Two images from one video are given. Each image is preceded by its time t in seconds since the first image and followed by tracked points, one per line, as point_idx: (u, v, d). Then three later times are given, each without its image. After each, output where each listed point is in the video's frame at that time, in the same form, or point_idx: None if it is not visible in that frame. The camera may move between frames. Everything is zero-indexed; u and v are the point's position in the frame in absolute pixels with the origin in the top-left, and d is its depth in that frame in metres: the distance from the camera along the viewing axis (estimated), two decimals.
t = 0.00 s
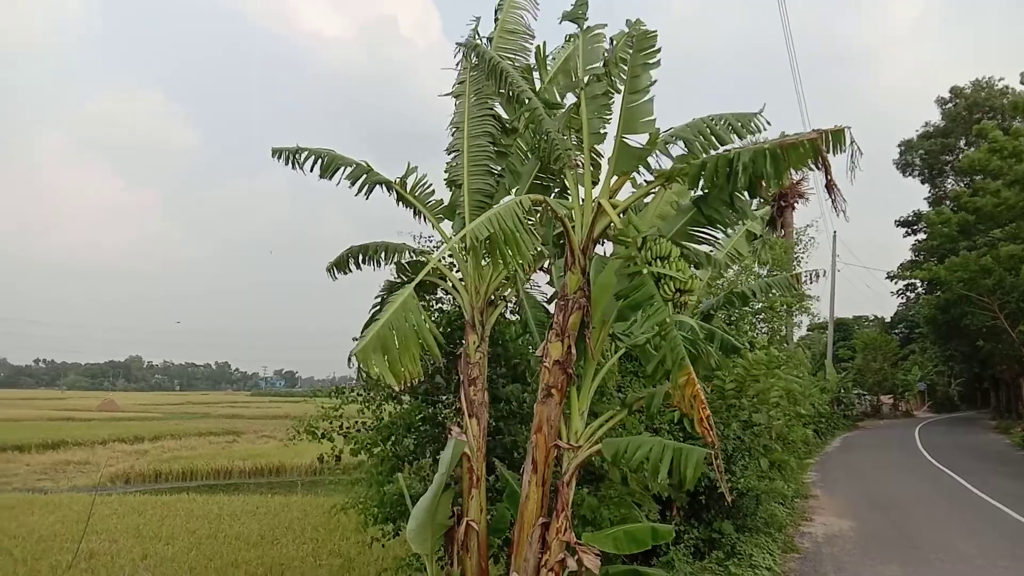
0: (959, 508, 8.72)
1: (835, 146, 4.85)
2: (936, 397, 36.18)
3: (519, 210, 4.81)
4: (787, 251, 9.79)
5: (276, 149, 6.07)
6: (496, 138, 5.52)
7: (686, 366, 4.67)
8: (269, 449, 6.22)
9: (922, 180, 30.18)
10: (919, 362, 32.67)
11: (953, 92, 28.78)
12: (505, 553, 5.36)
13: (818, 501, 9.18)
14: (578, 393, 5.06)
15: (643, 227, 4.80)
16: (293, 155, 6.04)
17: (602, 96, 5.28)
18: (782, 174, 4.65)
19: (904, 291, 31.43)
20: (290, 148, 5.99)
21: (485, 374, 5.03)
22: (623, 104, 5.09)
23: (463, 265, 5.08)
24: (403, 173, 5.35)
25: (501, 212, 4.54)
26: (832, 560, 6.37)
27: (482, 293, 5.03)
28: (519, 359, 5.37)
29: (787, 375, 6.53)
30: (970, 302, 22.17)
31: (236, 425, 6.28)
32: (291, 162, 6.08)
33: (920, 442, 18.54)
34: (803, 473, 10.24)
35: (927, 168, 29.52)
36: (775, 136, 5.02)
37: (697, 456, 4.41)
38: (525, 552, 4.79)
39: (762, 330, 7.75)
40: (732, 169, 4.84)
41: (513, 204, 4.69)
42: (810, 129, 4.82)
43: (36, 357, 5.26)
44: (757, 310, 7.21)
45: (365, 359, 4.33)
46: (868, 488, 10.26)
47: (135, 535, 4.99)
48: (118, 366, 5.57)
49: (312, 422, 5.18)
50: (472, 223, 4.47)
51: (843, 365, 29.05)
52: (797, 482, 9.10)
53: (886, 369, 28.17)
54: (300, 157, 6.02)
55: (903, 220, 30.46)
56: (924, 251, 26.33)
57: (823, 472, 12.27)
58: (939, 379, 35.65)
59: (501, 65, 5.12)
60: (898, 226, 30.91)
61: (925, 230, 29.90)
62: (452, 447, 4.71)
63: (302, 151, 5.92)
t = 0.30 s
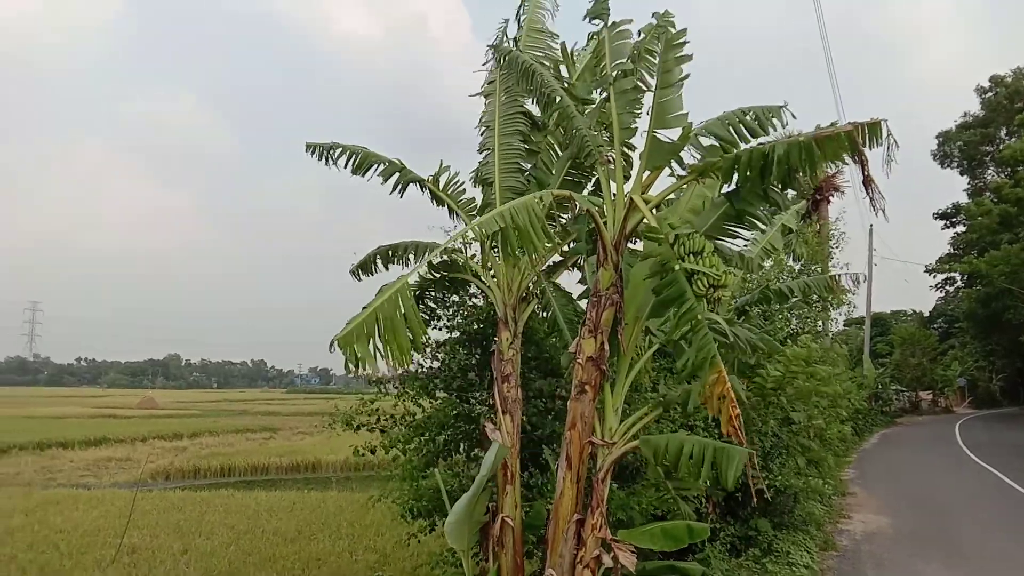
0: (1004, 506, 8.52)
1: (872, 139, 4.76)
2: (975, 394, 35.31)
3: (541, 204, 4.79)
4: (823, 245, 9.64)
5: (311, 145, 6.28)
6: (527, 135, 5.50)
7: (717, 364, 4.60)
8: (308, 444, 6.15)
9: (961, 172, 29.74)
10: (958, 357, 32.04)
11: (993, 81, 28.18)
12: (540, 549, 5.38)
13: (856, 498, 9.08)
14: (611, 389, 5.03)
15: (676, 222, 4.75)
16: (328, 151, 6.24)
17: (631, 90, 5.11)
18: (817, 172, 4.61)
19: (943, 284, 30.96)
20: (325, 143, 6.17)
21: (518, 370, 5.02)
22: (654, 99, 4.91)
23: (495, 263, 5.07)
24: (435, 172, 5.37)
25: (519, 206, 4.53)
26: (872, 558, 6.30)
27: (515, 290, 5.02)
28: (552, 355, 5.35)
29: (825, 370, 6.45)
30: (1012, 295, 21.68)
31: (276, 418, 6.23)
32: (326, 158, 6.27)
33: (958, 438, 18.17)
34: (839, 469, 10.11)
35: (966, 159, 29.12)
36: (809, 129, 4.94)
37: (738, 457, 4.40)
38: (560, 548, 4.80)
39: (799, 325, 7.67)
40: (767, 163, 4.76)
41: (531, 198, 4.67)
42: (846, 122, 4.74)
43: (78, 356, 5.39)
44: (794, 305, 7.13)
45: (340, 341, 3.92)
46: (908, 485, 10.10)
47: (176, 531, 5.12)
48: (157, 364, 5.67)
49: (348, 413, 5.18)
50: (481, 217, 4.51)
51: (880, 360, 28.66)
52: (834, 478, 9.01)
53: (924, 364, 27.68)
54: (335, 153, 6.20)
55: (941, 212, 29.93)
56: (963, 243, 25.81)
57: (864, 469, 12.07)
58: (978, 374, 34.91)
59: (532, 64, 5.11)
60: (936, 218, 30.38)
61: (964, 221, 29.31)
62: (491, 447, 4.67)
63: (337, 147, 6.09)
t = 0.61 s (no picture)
0: None
1: (923, 130, 4.60)
2: None
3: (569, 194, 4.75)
4: (869, 236, 9.43)
5: (351, 142, 6.36)
6: (564, 129, 5.42)
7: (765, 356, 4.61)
8: (352, 436, 6.22)
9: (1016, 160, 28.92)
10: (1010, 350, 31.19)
11: None
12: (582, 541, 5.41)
13: (905, 493, 8.93)
14: (653, 383, 4.99)
15: (720, 214, 4.69)
16: (369, 147, 6.29)
17: (674, 82, 5.06)
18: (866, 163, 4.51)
19: (994, 277, 30.10)
20: (365, 140, 6.22)
21: (559, 364, 4.99)
22: (696, 90, 4.87)
23: (535, 257, 5.05)
24: (474, 166, 5.37)
25: (545, 194, 4.50)
26: (920, 555, 6.21)
27: (555, 283, 4.97)
28: (594, 349, 5.33)
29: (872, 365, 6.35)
30: None
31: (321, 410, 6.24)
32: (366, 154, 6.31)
33: (1008, 434, 17.73)
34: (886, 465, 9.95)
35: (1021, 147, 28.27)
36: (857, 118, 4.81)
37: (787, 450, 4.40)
38: (603, 541, 4.79)
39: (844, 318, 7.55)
40: (814, 154, 4.70)
41: (559, 188, 4.63)
42: (897, 112, 4.60)
43: (128, 350, 5.55)
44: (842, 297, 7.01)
45: (328, 311, 4.35)
46: (957, 481, 9.90)
47: (224, 520, 5.28)
48: (204, 358, 5.80)
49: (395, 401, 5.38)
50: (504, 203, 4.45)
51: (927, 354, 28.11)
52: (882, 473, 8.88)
53: (974, 358, 26.99)
54: (375, 149, 6.25)
55: (991, 202, 29.15)
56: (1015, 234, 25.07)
57: (912, 464, 11.83)
58: None
59: (567, 59, 5.05)
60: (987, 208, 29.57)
61: (1017, 211, 28.47)
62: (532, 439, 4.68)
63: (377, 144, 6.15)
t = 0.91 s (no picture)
0: None
1: (967, 115, 4.39)
2: None
3: (597, 182, 4.55)
4: (910, 228, 9.25)
5: (382, 138, 6.36)
6: (599, 120, 5.34)
7: (804, 349, 4.54)
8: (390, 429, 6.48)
9: None
10: None
11: None
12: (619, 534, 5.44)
13: (948, 488, 8.79)
14: (691, 376, 4.96)
15: (761, 204, 4.62)
16: (401, 143, 6.29)
17: (712, 71, 5.02)
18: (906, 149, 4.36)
19: None
20: (397, 136, 6.23)
21: (595, 357, 4.93)
22: (735, 79, 4.83)
23: (570, 248, 4.95)
24: (509, 158, 5.31)
25: (571, 180, 4.33)
26: (964, 551, 6.16)
27: (591, 275, 4.87)
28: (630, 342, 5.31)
29: (915, 358, 6.26)
30: None
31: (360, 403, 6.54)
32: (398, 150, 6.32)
33: None
34: (928, 460, 9.78)
35: None
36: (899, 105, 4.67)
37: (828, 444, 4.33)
38: (640, 534, 4.77)
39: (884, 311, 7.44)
40: (856, 142, 4.58)
41: (586, 175, 4.43)
42: (940, 97, 4.41)
43: (171, 344, 5.70)
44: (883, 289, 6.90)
45: (336, 278, 3.97)
46: (1004, 477, 9.71)
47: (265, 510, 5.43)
48: (244, 351, 5.92)
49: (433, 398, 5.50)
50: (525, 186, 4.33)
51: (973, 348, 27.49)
52: (924, 468, 8.74)
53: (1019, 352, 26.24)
54: (407, 145, 6.24)
55: None
56: None
57: (955, 460, 11.62)
58: None
59: (603, 47, 4.98)
60: None
61: None
62: (567, 433, 4.64)
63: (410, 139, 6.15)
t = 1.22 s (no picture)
0: None
1: (1013, 102, 4.24)
2: None
3: (628, 168, 4.48)
4: (949, 213, 9.08)
5: (411, 126, 6.35)
6: (632, 104, 5.29)
7: (840, 337, 4.45)
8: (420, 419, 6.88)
9: None
10: None
11: None
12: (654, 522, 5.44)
13: (989, 479, 8.68)
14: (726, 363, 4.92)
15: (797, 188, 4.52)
16: (430, 132, 6.29)
17: (745, 52, 4.85)
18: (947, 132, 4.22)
19: None
20: (427, 124, 6.23)
21: (629, 344, 4.88)
22: (769, 62, 4.69)
23: (602, 236, 4.90)
24: (541, 145, 5.28)
25: (601, 167, 4.27)
26: (1006, 540, 6.11)
27: (624, 263, 4.83)
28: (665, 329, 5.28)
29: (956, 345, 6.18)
30: None
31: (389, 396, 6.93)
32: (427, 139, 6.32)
33: None
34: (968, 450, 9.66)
35: None
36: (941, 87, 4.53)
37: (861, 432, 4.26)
38: (675, 522, 4.76)
39: (921, 299, 7.33)
40: (896, 127, 4.43)
41: (616, 162, 4.35)
42: (983, 81, 4.26)
43: (210, 333, 5.84)
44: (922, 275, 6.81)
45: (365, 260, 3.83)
46: None
47: (302, 496, 5.62)
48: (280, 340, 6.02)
49: (461, 391, 5.38)
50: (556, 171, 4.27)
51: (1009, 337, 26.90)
52: (965, 458, 8.62)
53: None
54: (437, 133, 6.24)
55: None
56: None
57: (995, 449, 11.44)
58: None
59: (634, 30, 4.92)
60: None
61: None
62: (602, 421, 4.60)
63: (440, 127, 6.15)
